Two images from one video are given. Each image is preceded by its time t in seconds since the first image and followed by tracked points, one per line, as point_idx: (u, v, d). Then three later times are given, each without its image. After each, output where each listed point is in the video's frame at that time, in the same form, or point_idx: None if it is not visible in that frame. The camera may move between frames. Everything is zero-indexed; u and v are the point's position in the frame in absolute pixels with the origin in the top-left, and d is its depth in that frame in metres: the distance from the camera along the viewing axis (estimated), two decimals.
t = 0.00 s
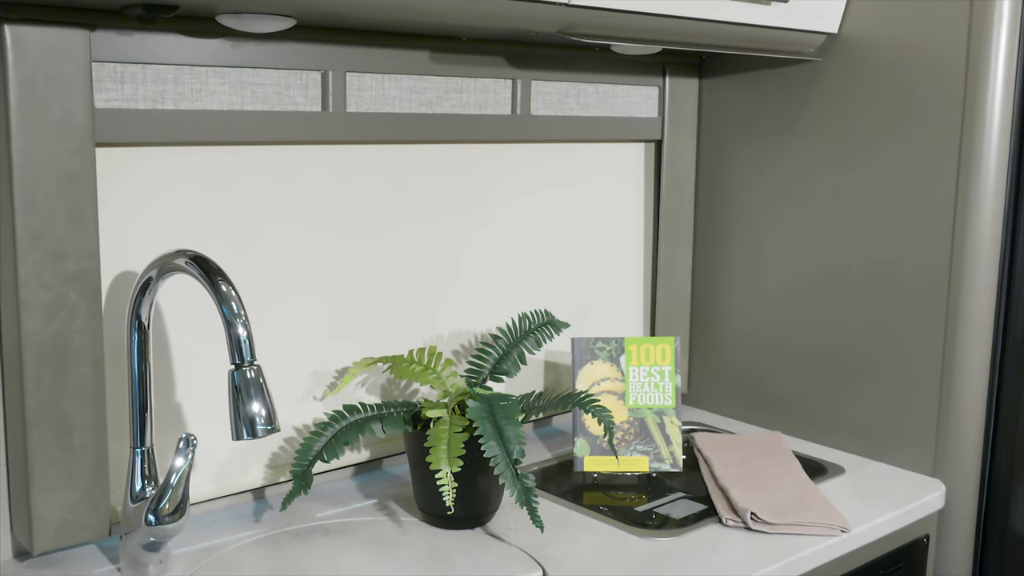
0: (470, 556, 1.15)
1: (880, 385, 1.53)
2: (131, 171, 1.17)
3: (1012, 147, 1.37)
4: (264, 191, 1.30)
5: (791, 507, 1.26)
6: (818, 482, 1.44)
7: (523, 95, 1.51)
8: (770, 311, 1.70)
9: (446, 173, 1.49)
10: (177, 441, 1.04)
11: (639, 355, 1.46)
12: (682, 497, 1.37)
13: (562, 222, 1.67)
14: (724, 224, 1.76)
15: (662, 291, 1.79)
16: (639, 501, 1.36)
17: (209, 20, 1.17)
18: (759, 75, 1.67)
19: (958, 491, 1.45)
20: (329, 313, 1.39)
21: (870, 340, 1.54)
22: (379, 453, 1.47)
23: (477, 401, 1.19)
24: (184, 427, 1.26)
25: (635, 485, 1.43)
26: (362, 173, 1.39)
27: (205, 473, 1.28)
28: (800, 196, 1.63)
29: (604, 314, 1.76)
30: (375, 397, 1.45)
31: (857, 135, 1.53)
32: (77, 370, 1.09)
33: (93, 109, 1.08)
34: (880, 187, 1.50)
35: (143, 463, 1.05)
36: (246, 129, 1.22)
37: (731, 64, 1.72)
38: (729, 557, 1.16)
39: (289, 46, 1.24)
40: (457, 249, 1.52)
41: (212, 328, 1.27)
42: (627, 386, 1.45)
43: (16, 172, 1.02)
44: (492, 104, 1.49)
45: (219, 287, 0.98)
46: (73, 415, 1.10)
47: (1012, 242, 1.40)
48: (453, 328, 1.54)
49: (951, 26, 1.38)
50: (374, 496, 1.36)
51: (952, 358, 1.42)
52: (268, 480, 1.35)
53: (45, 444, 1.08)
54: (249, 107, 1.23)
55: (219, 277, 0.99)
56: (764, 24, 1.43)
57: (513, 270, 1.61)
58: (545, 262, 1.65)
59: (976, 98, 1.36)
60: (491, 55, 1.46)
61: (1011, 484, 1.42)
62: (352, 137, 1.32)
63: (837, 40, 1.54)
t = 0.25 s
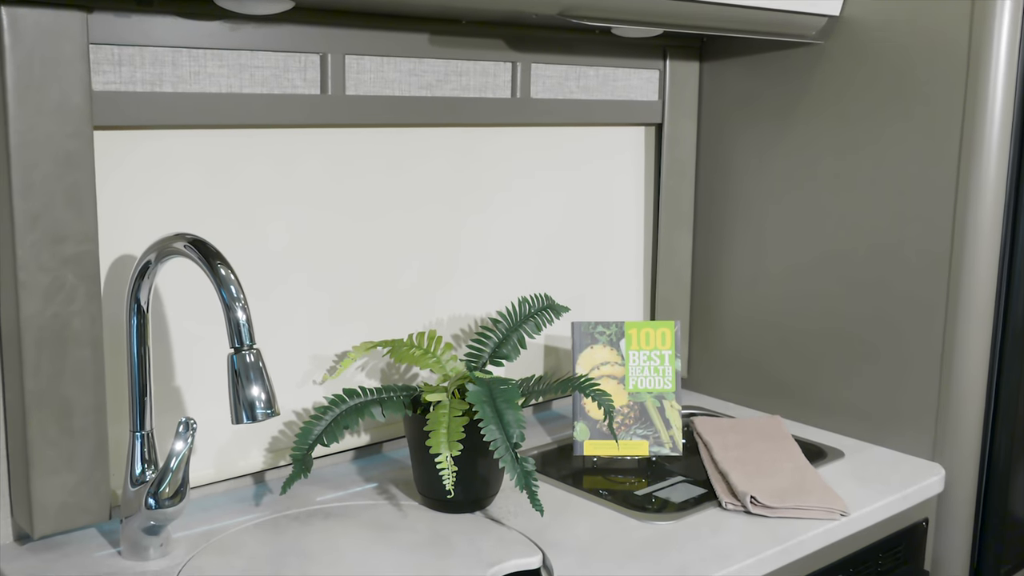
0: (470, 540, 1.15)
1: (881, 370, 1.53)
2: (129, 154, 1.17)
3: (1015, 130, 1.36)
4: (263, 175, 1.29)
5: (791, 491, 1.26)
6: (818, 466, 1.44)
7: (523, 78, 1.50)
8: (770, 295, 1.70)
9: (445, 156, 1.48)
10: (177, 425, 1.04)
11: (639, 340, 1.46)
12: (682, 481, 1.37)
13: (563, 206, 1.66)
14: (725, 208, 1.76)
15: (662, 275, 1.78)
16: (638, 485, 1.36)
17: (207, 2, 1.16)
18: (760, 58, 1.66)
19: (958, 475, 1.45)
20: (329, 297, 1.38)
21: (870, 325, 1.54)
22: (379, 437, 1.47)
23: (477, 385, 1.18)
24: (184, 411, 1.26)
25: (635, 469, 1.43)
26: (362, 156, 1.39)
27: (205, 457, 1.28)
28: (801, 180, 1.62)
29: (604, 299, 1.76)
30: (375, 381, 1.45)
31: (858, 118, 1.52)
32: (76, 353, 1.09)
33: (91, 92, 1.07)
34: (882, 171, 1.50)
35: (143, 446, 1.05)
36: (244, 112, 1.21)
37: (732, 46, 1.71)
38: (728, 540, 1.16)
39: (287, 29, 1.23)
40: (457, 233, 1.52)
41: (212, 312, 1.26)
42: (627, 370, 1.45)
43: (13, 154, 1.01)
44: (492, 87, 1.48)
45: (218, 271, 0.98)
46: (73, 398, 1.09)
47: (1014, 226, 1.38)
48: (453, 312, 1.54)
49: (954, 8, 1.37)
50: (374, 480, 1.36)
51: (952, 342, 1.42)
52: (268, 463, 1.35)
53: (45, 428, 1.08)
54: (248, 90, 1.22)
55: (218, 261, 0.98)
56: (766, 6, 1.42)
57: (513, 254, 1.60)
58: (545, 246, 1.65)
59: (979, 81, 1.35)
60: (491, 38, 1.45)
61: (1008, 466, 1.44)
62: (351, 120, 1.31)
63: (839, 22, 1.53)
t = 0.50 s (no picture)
0: (470, 523, 1.15)
1: (881, 354, 1.53)
2: (128, 137, 1.16)
3: (1017, 114, 1.36)
4: (262, 158, 1.28)
5: (791, 475, 1.26)
6: (818, 450, 1.44)
7: (523, 61, 1.49)
8: (771, 279, 1.69)
9: (445, 140, 1.48)
10: (177, 409, 1.04)
11: (639, 324, 1.46)
12: (682, 465, 1.37)
13: (563, 190, 1.65)
14: (726, 192, 1.75)
15: (663, 259, 1.78)
16: (638, 469, 1.36)
17: None
18: (762, 41, 1.65)
19: (957, 459, 1.45)
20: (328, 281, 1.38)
21: (870, 309, 1.54)
22: (379, 421, 1.47)
23: (477, 368, 1.18)
24: (183, 395, 1.25)
25: (635, 453, 1.43)
26: (361, 140, 1.38)
27: (205, 441, 1.28)
28: (802, 163, 1.61)
29: (604, 283, 1.75)
30: (375, 364, 1.45)
31: (860, 102, 1.51)
32: (75, 338, 1.09)
33: (88, 74, 1.07)
34: (884, 155, 1.49)
35: (143, 430, 1.05)
36: (243, 95, 1.21)
37: (733, 29, 1.70)
38: (727, 524, 1.17)
39: (285, 11, 1.22)
40: (457, 217, 1.51)
41: (211, 296, 1.26)
42: (627, 354, 1.45)
43: (11, 138, 1.01)
44: (492, 70, 1.47)
45: (217, 254, 0.98)
46: (72, 382, 1.09)
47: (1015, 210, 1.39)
48: (453, 295, 1.53)
49: None
50: (374, 464, 1.36)
51: (952, 326, 1.42)
52: (268, 447, 1.35)
53: (45, 412, 1.08)
54: (246, 73, 1.22)
55: (217, 244, 0.98)
56: None
57: (513, 238, 1.60)
58: (545, 230, 1.64)
59: (982, 64, 1.34)
60: (490, 20, 1.44)
61: (1009, 451, 1.46)
62: (351, 103, 1.30)
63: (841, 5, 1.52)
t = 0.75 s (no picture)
0: (470, 508, 1.15)
1: (881, 338, 1.53)
2: (126, 121, 1.15)
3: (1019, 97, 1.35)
4: (261, 142, 1.28)
5: (791, 459, 1.26)
6: (818, 434, 1.44)
7: (523, 45, 1.48)
8: (772, 263, 1.69)
9: (445, 124, 1.47)
10: (177, 393, 1.04)
11: (639, 309, 1.45)
12: (682, 449, 1.37)
13: (563, 174, 1.65)
14: (726, 175, 1.75)
15: (663, 243, 1.77)
16: (638, 454, 1.36)
17: None
18: (763, 24, 1.64)
19: (957, 443, 1.45)
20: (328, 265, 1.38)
21: (871, 293, 1.54)
22: (379, 406, 1.47)
23: (477, 353, 1.18)
24: (184, 380, 1.25)
25: (635, 437, 1.43)
26: (360, 123, 1.37)
27: (205, 425, 1.28)
28: (803, 147, 1.60)
29: (604, 267, 1.75)
30: (375, 349, 1.45)
31: (862, 85, 1.50)
32: (74, 322, 1.08)
33: (86, 58, 1.06)
34: (885, 139, 1.48)
35: (142, 415, 1.05)
36: (241, 79, 1.20)
37: (734, 12, 1.68)
38: (727, 508, 1.17)
39: None
40: (457, 201, 1.51)
41: (211, 281, 1.25)
42: (628, 339, 1.45)
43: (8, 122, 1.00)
44: (492, 54, 1.46)
45: (216, 239, 0.97)
46: (72, 366, 1.09)
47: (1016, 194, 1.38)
48: (453, 280, 1.53)
49: None
50: (374, 448, 1.36)
51: (953, 310, 1.42)
52: (268, 432, 1.35)
53: (44, 396, 1.08)
54: (244, 56, 1.21)
55: (216, 229, 0.98)
56: None
57: (513, 223, 1.59)
58: (545, 214, 1.64)
59: (984, 47, 1.33)
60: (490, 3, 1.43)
61: (1008, 432, 1.45)
62: (350, 87, 1.30)
63: None
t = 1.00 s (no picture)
0: (469, 493, 1.15)
1: (882, 323, 1.53)
2: (124, 104, 1.15)
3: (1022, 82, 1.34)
4: (260, 126, 1.27)
5: (791, 444, 1.26)
6: (818, 419, 1.44)
7: (523, 29, 1.47)
8: (772, 249, 1.68)
9: (445, 108, 1.46)
10: (176, 378, 1.04)
11: (639, 294, 1.45)
12: (682, 434, 1.37)
13: (563, 159, 1.64)
14: (727, 160, 1.74)
15: (663, 229, 1.77)
16: (638, 439, 1.36)
17: None
18: (765, 8, 1.62)
19: (957, 428, 1.45)
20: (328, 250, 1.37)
21: (872, 279, 1.53)
22: (379, 391, 1.47)
23: (477, 338, 1.18)
24: (183, 365, 1.25)
25: (635, 422, 1.43)
26: (359, 107, 1.36)
27: (205, 410, 1.28)
28: (805, 132, 1.60)
29: (604, 253, 1.74)
30: (375, 334, 1.45)
31: (864, 69, 1.49)
32: (73, 307, 1.08)
33: (83, 41, 1.05)
34: (887, 123, 1.47)
35: (142, 399, 1.04)
36: (239, 62, 1.19)
37: None
38: (727, 493, 1.17)
39: None
40: (456, 186, 1.50)
41: (209, 266, 1.25)
42: (628, 324, 1.45)
43: (5, 106, 1.00)
44: (492, 37, 1.45)
45: (215, 223, 0.97)
46: (71, 351, 1.09)
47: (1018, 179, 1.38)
48: (453, 265, 1.53)
49: None
50: (374, 433, 1.36)
51: (953, 296, 1.42)
52: (268, 417, 1.35)
53: (44, 381, 1.07)
54: (243, 40, 1.20)
55: (215, 213, 0.97)
56: None
57: (513, 208, 1.59)
58: (545, 199, 1.63)
59: (987, 31, 1.32)
60: None
61: (1009, 419, 1.46)
62: (348, 71, 1.29)
63: None
